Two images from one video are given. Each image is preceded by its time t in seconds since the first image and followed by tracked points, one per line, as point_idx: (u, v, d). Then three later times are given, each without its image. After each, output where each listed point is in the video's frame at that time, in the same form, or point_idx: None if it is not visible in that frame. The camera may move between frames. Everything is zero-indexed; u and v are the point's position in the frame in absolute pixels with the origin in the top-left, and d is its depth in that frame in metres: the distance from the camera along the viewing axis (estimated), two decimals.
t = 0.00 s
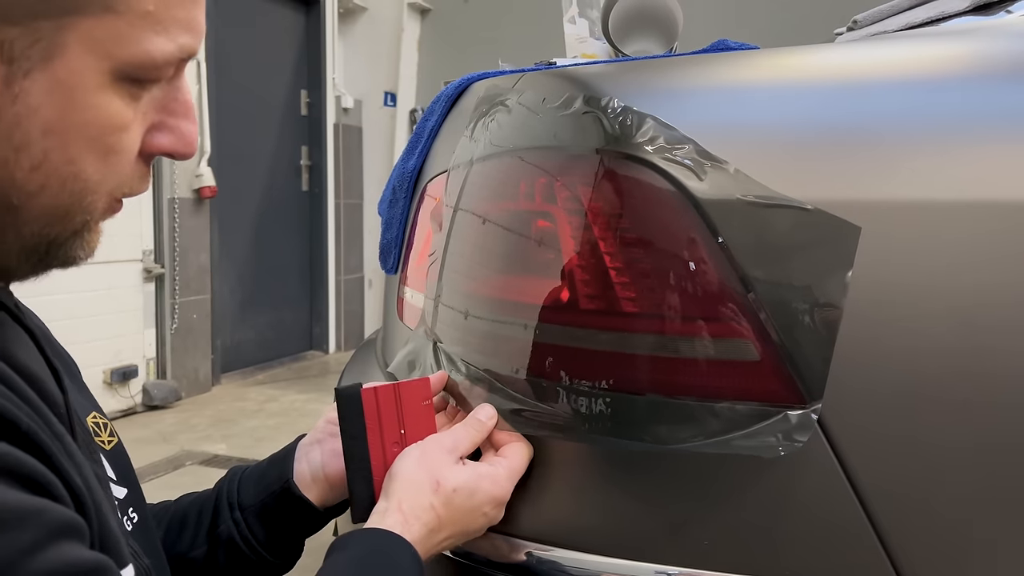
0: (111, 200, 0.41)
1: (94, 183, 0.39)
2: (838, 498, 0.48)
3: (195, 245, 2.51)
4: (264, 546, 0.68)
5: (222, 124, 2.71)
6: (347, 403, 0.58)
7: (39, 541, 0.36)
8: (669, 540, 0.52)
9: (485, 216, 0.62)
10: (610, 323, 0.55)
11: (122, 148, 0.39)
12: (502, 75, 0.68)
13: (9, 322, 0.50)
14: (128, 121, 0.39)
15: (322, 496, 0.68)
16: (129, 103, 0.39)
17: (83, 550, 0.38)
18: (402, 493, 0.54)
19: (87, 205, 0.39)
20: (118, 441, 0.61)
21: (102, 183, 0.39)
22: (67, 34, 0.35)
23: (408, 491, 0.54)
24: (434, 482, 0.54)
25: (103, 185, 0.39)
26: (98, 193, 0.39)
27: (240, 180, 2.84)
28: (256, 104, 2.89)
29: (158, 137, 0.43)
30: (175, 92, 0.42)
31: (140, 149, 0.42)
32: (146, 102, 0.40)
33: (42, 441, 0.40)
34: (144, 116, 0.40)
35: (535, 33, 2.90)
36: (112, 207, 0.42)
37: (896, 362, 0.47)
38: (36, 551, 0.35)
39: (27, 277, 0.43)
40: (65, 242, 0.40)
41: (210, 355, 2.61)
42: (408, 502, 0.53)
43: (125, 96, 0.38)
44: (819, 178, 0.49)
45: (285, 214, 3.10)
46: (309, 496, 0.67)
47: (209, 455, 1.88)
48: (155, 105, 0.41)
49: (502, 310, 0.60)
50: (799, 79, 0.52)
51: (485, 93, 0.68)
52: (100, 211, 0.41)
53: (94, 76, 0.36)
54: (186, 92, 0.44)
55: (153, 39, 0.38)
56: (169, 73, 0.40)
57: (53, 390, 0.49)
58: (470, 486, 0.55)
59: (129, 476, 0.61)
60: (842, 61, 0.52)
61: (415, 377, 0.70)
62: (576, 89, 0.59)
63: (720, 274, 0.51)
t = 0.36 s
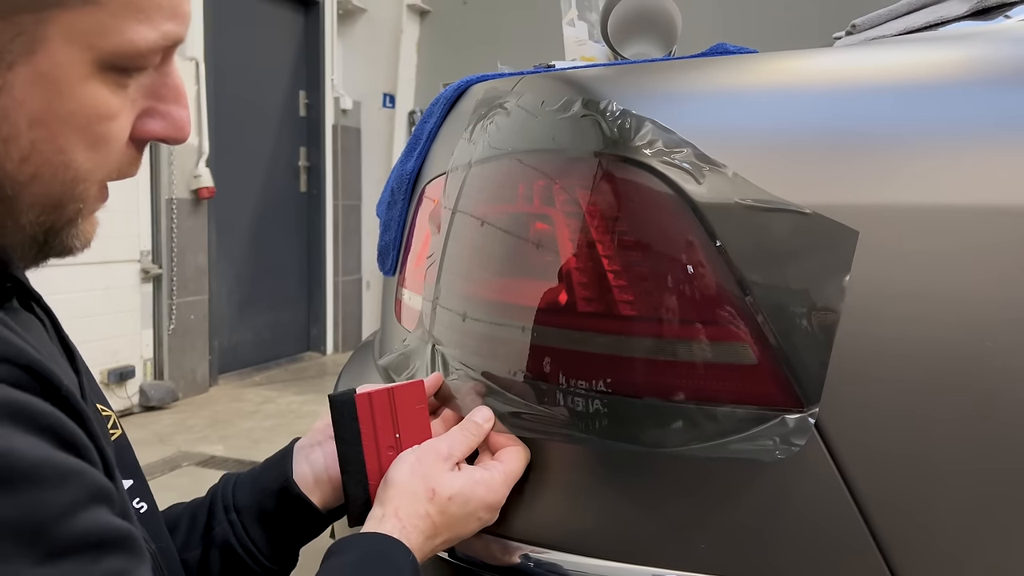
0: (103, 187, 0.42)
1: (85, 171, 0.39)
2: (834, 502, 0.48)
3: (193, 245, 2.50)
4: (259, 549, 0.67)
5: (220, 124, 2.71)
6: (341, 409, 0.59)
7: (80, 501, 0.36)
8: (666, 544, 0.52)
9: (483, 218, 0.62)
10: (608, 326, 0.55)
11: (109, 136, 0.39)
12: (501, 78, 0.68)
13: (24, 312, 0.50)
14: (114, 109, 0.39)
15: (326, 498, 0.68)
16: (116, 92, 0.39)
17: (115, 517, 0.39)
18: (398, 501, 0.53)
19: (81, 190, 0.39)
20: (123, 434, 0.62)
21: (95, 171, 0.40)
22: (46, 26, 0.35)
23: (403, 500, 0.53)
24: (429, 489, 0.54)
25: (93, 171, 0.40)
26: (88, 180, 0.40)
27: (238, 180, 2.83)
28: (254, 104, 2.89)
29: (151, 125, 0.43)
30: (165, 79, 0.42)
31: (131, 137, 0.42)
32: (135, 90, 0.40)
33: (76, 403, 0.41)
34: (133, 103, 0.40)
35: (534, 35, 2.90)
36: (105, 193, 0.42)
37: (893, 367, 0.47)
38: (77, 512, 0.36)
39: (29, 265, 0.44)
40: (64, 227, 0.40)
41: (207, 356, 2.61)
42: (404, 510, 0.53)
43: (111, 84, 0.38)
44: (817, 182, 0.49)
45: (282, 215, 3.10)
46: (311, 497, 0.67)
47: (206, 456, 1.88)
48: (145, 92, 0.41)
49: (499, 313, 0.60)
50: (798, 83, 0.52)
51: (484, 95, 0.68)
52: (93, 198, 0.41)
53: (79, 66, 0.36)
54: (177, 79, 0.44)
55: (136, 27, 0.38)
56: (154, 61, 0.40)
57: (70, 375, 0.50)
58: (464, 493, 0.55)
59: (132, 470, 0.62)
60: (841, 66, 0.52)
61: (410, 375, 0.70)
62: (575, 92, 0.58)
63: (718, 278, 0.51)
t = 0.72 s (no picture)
0: (87, 200, 0.40)
1: (61, 188, 0.38)
2: (833, 503, 0.48)
3: (190, 245, 2.50)
4: (268, 563, 0.67)
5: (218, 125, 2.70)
6: (335, 410, 0.58)
7: (38, 523, 0.35)
8: (664, 545, 0.52)
9: (482, 220, 0.62)
10: (607, 328, 0.55)
11: (88, 149, 0.38)
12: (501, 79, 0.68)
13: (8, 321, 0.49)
14: (93, 122, 0.38)
15: (331, 509, 0.67)
16: (95, 104, 0.38)
17: (80, 537, 0.38)
18: (392, 500, 0.53)
19: (60, 207, 0.38)
20: (125, 453, 0.62)
21: (72, 187, 0.38)
22: (10, 38, 0.34)
23: (398, 499, 0.53)
24: (424, 488, 0.54)
25: (73, 186, 0.38)
26: (69, 196, 0.38)
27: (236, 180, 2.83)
28: (253, 104, 2.89)
29: (139, 135, 0.42)
30: (151, 87, 0.41)
31: (117, 148, 0.41)
32: (117, 100, 0.39)
33: (41, 426, 0.40)
34: (115, 114, 0.39)
35: (533, 36, 2.90)
36: (93, 205, 0.41)
37: (892, 369, 0.47)
38: (36, 533, 0.35)
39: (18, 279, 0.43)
40: (45, 242, 0.39)
41: (204, 356, 2.60)
42: (399, 509, 0.53)
43: (88, 96, 0.37)
44: (817, 185, 0.49)
45: (280, 215, 3.09)
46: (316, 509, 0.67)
47: (203, 456, 1.88)
48: (128, 101, 0.40)
49: (498, 314, 0.60)
50: (798, 85, 0.52)
51: (483, 97, 0.68)
52: (72, 214, 0.39)
53: (53, 79, 0.35)
54: (164, 87, 0.43)
55: (108, 37, 0.37)
56: (134, 71, 0.39)
57: (50, 383, 0.49)
58: (460, 492, 0.54)
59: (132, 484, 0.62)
60: (839, 69, 0.52)
61: (410, 378, 0.69)
62: (574, 94, 0.58)
63: (717, 280, 0.51)
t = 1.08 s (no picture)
0: (85, 205, 0.40)
1: (55, 194, 0.37)
2: (828, 503, 0.48)
3: (186, 245, 2.49)
4: (253, 560, 0.67)
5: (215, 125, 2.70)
6: (355, 383, 0.59)
7: (23, 530, 0.35)
8: (660, 545, 0.52)
9: (478, 220, 0.61)
10: (602, 329, 0.55)
11: (80, 156, 0.37)
12: (497, 79, 0.68)
13: None
14: (84, 129, 0.37)
15: (317, 510, 0.67)
16: (85, 111, 0.37)
17: (67, 539, 0.37)
18: (378, 476, 0.51)
19: (53, 212, 0.38)
20: (115, 445, 0.62)
21: (65, 193, 0.37)
22: None
23: (383, 474, 0.51)
24: (412, 472, 0.52)
25: (66, 193, 0.38)
26: (63, 203, 0.38)
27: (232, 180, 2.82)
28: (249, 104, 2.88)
29: (134, 142, 0.41)
30: (145, 94, 0.41)
31: (112, 156, 0.40)
32: (109, 107, 0.39)
33: (28, 428, 0.40)
34: (107, 121, 0.39)
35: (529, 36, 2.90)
36: (92, 211, 0.40)
37: (887, 369, 0.47)
38: (23, 538, 0.35)
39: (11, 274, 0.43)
40: (45, 238, 0.39)
41: (199, 356, 2.59)
42: (383, 487, 0.50)
43: (76, 104, 0.37)
44: (813, 186, 0.49)
45: (277, 216, 3.09)
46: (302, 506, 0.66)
47: (198, 456, 1.87)
48: (121, 107, 0.40)
49: (494, 315, 0.60)
50: (795, 87, 0.52)
51: (480, 97, 0.68)
52: (72, 216, 0.39)
53: (39, 89, 0.35)
54: (158, 94, 0.42)
55: (95, 45, 0.36)
56: (123, 77, 0.38)
57: (35, 376, 0.48)
58: (448, 484, 0.52)
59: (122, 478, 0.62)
60: (835, 71, 0.53)
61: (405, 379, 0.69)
62: (571, 94, 0.58)
63: (713, 281, 0.51)
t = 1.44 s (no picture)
0: (49, 205, 0.41)
1: (12, 196, 0.38)
2: (820, 502, 0.48)
3: (179, 244, 2.48)
4: (243, 556, 0.67)
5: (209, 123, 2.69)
6: (397, 376, 0.59)
7: None
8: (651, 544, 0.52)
9: (471, 219, 0.61)
10: (595, 328, 0.54)
11: (36, 156, 0.38)
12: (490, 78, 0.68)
13: None
14: (40, 129, 0.37)
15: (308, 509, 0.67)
16: (41, 110, 0.37)
17: (41, 541, 0.37)
18: (414, 488, 0.52)
19: (10, 213, 0.39)
20: (102, 437, 0.62)
21: (24, 193, 0.38)
22: None
23: (420, 484, 0.52)
24: (449, 487, 0.52)
25: (24, 194, 0.39)
26: (22, 203, 0.39)
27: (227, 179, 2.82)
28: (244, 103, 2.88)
29: (98, 139, 0.42)
30: (108, 89, 0.41)
31: (74, 152, 0.41)
32: (69, 103, 0.39)
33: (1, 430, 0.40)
34: (68, 117, 0.39)
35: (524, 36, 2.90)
36: (62, 209, 0.42)
37: (879, 370, 0.47)
38: None
39: None
40: (7, 244, 0.41)
41: (192, 355, 2.59)
42: (418, 501, 0.51)
43: (31, 103, 0.36)
44: (805, 185, 0.49)
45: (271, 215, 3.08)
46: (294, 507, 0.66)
47: (190, 456, 1.86)
48: (83, 104, 0.40)
49: (487, 314, 0.60)
50: (787, 86, 0.52)
51: (473, 95, 0.67)
52: (33, 218, 0.40)
53: None
54: (123, 87, 0.42)
55: (44, 41, 0.35)
56: (79, 74, 0.38)
57: (13, 372, 0.48)
58: (484, 502, 0.52)
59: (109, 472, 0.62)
60: (827, 71, 0.53)
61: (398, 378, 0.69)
62: (564, 93, 0.58)
63: (706, 280, 0.51)
